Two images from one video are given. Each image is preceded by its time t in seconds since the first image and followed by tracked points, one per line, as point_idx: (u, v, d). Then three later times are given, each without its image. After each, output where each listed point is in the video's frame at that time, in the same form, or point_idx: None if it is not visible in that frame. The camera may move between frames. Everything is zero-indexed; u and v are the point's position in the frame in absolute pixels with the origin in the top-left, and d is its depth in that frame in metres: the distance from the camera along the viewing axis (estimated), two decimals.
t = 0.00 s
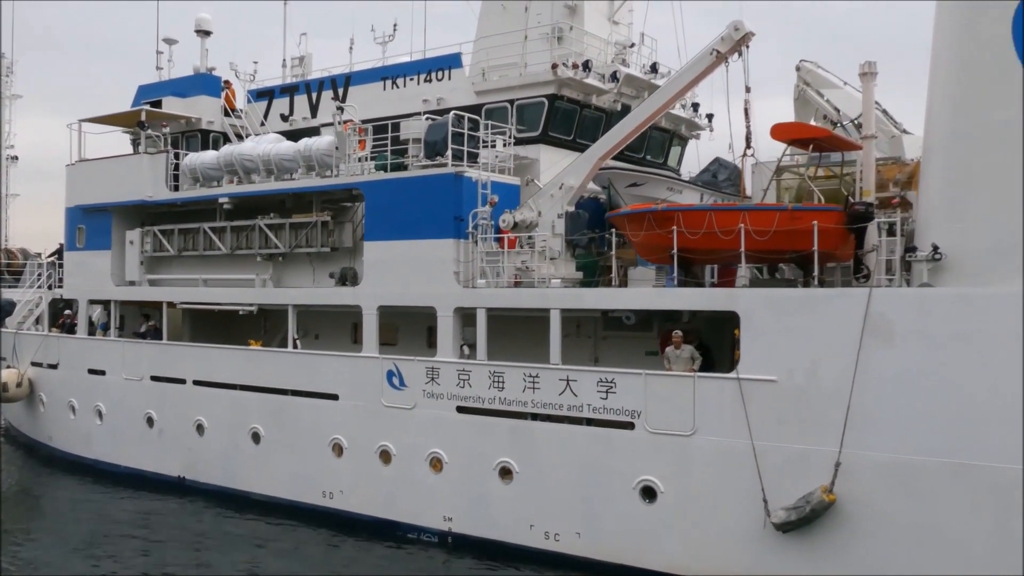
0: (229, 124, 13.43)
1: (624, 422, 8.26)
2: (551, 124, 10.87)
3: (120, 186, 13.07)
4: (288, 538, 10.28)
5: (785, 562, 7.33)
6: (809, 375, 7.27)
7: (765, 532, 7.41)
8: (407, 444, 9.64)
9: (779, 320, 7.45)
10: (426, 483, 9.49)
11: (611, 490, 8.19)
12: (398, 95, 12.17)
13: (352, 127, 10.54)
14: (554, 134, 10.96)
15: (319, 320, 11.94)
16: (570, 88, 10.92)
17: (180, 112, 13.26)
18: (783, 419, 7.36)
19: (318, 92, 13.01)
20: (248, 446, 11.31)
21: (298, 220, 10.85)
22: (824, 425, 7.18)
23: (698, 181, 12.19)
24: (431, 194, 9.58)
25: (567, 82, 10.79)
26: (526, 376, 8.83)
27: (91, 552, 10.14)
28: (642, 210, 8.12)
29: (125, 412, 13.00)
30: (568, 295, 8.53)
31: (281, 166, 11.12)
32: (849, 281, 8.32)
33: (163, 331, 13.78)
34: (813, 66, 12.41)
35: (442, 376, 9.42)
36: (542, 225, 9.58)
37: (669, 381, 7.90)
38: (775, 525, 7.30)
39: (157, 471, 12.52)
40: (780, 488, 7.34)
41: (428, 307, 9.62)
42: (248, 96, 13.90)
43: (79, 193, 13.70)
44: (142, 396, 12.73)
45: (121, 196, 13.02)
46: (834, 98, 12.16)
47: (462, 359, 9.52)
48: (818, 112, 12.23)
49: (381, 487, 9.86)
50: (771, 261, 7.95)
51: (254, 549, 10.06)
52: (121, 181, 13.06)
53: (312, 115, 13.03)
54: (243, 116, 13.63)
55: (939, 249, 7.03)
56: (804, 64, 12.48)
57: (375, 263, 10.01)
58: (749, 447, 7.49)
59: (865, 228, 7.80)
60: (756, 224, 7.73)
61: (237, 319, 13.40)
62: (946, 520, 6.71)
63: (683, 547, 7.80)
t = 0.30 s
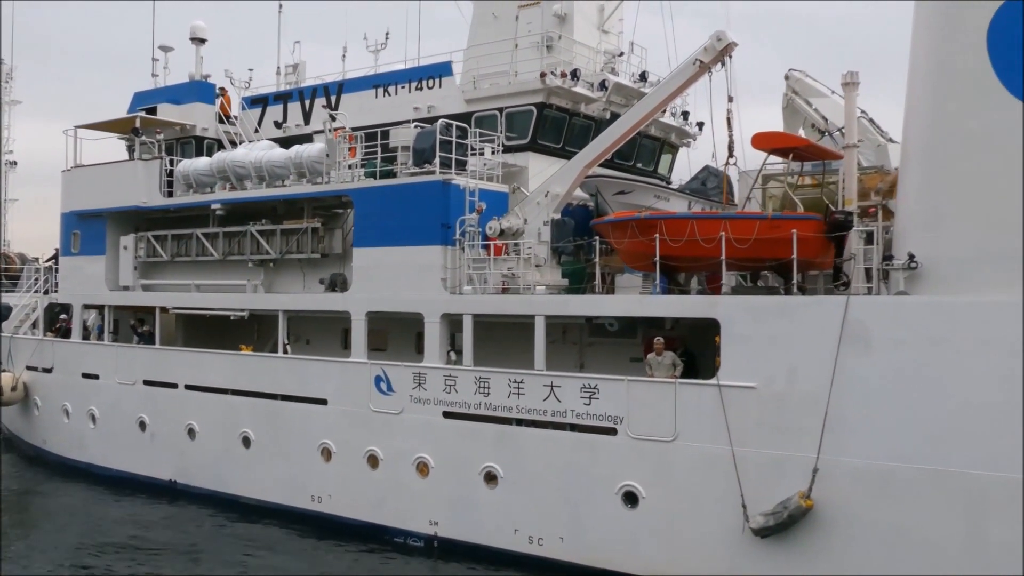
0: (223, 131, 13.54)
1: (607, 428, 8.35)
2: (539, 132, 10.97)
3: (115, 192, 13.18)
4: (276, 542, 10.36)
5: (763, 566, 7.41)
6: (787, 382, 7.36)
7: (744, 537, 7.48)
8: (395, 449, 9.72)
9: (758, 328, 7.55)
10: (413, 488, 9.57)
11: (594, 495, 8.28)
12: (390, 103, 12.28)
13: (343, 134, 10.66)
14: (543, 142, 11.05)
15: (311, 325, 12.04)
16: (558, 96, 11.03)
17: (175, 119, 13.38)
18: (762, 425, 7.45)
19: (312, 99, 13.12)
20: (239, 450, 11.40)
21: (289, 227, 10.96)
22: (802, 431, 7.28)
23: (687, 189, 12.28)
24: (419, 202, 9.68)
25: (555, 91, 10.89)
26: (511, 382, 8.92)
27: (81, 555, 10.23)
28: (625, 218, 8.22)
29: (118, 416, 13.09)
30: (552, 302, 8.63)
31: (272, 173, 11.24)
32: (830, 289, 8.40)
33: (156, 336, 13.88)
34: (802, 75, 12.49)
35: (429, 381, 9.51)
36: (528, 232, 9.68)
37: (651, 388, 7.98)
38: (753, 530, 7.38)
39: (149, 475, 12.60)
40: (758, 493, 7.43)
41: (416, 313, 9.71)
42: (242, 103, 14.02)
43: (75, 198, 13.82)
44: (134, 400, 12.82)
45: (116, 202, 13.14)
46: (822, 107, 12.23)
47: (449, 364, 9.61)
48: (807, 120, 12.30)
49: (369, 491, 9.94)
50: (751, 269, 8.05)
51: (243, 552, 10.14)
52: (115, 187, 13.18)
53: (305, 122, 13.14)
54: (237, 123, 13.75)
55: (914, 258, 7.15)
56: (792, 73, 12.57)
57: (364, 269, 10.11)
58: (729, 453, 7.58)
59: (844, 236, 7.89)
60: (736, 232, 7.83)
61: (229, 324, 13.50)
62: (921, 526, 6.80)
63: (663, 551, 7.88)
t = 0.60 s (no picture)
0: (216, 138, 13.65)
1: (590, 432, 8.43)
2: (527, 139, 11.07)
3: (108, 198, 13.29)
4: (266, 546, 10.44)
5: (743, 568, 7.49)
6: (766, 386, 7.46)
7: (725, 540, 7.56)
8: (383, 454, 9.81)
9: (738, 333, 7.64)
10: (400, 491, 9.65)
11: (578, 498, 8.36)
12: (380, 110, 12.38)
13: (332, 142, 10.77)
14: (530, 149, 11.16)
15: (301, 331, 12.13)
16: (545, 103, 11.12)
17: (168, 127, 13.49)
18: (742, 429, 7.54)
19: (303, 106, 13.24)
20: (230, 455, 11.49)
21: (279, 233, 11.06)
22: (780, 435, 7.37)
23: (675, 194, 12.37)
24: (406, 208, 9.77)
25: (542, 98, 10.99)
26: (497, 387, 9.01)
27: (72, 559, 10.31)
28: (608, 224, 8.32)
29: (111, 422, 13.18)
30: (537, 308, 8.72)
31: (263, 180, 11.34)
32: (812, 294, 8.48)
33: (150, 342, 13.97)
34: (789, 81, 12.63)
35: (416, 386, 9.60)
36: (514, 238, 9.79)
37: (633, 392, 8.07)
38: (733, 533, 7.46)
39: (142, 480, 12.68)
40: (738, 496, 7.51)
41: (403, 319, 9.81)
42: (234, 111, 14.14)
43: (68, 205, 13.93)
44: (127, 406, 12.91)
45: (109, 209, 13.25)
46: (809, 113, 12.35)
47: (436, 369, 9.70)
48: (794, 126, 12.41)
49: (357, 495, 10.03)
50: (732, 274, 8.14)
51: (233, 556, 10.22)
52: (109, 194, 13.29)
53: (297, 129, 13.25)
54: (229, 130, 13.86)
55: (890, 263, 7.23)
56: (780, 80, 12.71)
57: (353, 275, 10.20)
58: (710, 456, 7.67)
59: (823, 241, 7.98)
60: (716, 238, 7.92)
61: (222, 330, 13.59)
62: (899, 527, 6.88)
63: (646, 554, 7.95)
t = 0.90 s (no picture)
0: (208, 144, 13.76)
1: (574, 435, 8.53)
2: (514, 144, 11.16)
3: (101, 203, 13.39)
4: (256, 548, 10.53)
5: (723, 570, 7.58)
6: (745, 390, 7.56)
7: (705, 541, 7.65)
8: (371, 457, 9.90)
9: (718, 337, 7.75)
10: (388, 494, 9.74)
11: (561, 501, 8.45)
12: (370, 115, 12.48)
13: (321, 147, 10.87)
14: (518, 154, 11.25)
15: (292, 335, 12.21)
16: (533, 109, 11.21)
17: (160, 132, 13.60)
18: (721, 433, 7.64)
19: (295, 112, 13.35)
20: (221, 458, 11.58)
21: (268, 238, 11.17)
22: (759, 438, 7.47)
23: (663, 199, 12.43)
24: (393, 214, 9.86)
25: (530, 104, 11.08)
26: (482, 391, 9.11)
27: (63, 560, 10.40)
28: (592, 230, 8.42)
29: (104, 425, 13.27)
30: (521, 312, 8.82)
31: (253, 185, 11.45)
32: (793, 298, 8.58)
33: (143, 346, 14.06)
34: (776, 87, 12.70)
35: (403, 390, 9.69)
36: (499, 243, 9.89)
37: (615, 396, 8.17)
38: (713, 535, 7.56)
39: (134, 483, 12.77)
40: (718, 499, 7.61)
41: (391, 323, 9.90)
42: (227, 117, 14.25)
43: (62, 210, 14.04)
44: (120, 409, 13.00)
45: (101, 215, 13.35)
46: (796, 118, 12.42)
47: (423, 373, 9.79)
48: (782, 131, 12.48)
49: (346, 498, 10.11)
50: (713, 279, 8.23)
51: (223, 558, 10.30)
52: (102, 199, 13.40)
53: (288, 135, 13.36)
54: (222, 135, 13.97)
55: (866, 268, 7.32)
56: (767, 85, 12.78)
57: (341, 280, 10.30)
58: (690, 459, 7.77)
59: (803, 246, 8.07)
60: (697, 243, 8.02)
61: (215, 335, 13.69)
62: (874, 529, 6.98)
63: (628, 555, 8.05)
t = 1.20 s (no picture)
0: (200, 148, 13.85)
1: (556, 437, 8.62)
2: (501, 149, 11.25)
3: (93, 207, 13.49)
4: (243, 549, 10.60)
5: (701, 570, 7.67)
6: (723, 392, 7.65)
7: (684, 542, 7.74)
8: (357, 458, 9.98)
9: (696, 340, 7.84)
10: (374, 496, 9.81)
11: (543, 502, 8.54)
12: (359, 120, 12.58)
13: (309, 152, 10.96)
14: (505, 159, 11.34)
15: (281, 338, 12.30)
16: (519, 114, 11.30)
17: (152, 137, 13.70)
18: (699, 435, 7.73)
19: (285, 117, 13.45)
20: (209, 460, 11.65)
21: (257, 242, 11.26)
22: (736, 440, 7.56)
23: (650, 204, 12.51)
24: (379, 218, 9.95)
25: (516, 109, 11.16)
26: (466, 394, 9.19)
27: (51, 561, 10.48)
28: (574, 234, 8.50)
29: (95, 428, 13.34)
30: (504, 316, 8.91)
31: (242, 190, 11.54)
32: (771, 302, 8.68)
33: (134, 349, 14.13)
34: (763, 93, 12.76)
35: (389, 392, 9.77)
36: (483, 247, 9.97)
37: (596, 398, 8.26)
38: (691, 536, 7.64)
39: (124, 485, 12.84)
40: (696, 501, 7.70)
41: (377, 326, 9.99)
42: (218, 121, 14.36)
43: (55, 214, 14.14)
44: (111, 411, 13.08)
45: (93, 218, 13.44)
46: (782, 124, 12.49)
47: (409, 376, 9.87)
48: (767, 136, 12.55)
49: (332, 499, 10.19)
50: (692, 283, 8.32)
51: (211, 558, 10.38)
52: (93, 203, 13.49)
53: (279, 139, 13.46)
54: (213, 140, 14.06)
55: (841, 273, 7.41)
56: (754, 91, 12.85)
57: (329, 283, 10.39)
58: (669, 461, 7.86)
59: (781, 251, 8.16)
60: (676, 248, 8.11)
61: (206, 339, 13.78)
62: (849, 530, 7.07)
63: (609, 556, 8.13)
